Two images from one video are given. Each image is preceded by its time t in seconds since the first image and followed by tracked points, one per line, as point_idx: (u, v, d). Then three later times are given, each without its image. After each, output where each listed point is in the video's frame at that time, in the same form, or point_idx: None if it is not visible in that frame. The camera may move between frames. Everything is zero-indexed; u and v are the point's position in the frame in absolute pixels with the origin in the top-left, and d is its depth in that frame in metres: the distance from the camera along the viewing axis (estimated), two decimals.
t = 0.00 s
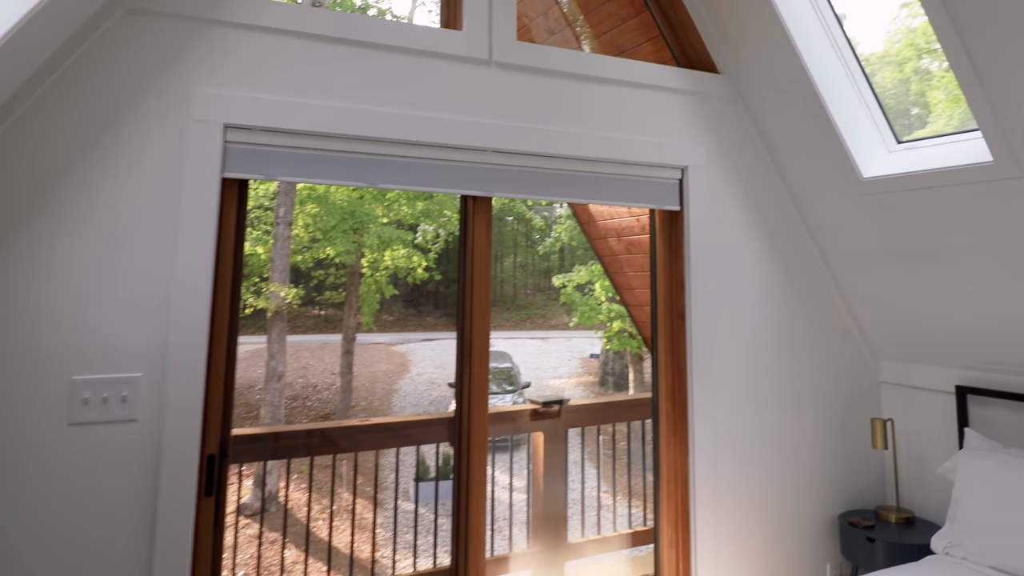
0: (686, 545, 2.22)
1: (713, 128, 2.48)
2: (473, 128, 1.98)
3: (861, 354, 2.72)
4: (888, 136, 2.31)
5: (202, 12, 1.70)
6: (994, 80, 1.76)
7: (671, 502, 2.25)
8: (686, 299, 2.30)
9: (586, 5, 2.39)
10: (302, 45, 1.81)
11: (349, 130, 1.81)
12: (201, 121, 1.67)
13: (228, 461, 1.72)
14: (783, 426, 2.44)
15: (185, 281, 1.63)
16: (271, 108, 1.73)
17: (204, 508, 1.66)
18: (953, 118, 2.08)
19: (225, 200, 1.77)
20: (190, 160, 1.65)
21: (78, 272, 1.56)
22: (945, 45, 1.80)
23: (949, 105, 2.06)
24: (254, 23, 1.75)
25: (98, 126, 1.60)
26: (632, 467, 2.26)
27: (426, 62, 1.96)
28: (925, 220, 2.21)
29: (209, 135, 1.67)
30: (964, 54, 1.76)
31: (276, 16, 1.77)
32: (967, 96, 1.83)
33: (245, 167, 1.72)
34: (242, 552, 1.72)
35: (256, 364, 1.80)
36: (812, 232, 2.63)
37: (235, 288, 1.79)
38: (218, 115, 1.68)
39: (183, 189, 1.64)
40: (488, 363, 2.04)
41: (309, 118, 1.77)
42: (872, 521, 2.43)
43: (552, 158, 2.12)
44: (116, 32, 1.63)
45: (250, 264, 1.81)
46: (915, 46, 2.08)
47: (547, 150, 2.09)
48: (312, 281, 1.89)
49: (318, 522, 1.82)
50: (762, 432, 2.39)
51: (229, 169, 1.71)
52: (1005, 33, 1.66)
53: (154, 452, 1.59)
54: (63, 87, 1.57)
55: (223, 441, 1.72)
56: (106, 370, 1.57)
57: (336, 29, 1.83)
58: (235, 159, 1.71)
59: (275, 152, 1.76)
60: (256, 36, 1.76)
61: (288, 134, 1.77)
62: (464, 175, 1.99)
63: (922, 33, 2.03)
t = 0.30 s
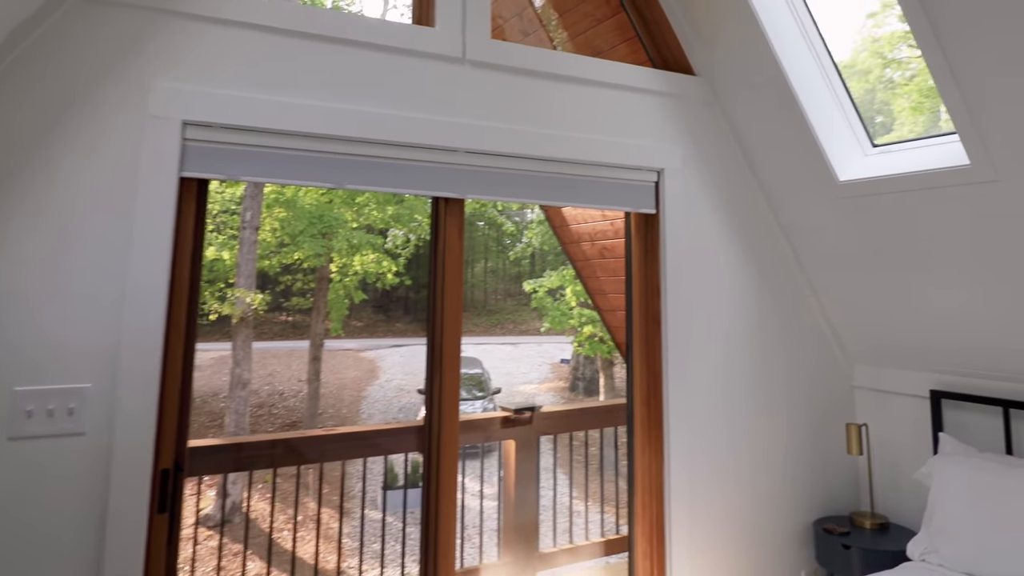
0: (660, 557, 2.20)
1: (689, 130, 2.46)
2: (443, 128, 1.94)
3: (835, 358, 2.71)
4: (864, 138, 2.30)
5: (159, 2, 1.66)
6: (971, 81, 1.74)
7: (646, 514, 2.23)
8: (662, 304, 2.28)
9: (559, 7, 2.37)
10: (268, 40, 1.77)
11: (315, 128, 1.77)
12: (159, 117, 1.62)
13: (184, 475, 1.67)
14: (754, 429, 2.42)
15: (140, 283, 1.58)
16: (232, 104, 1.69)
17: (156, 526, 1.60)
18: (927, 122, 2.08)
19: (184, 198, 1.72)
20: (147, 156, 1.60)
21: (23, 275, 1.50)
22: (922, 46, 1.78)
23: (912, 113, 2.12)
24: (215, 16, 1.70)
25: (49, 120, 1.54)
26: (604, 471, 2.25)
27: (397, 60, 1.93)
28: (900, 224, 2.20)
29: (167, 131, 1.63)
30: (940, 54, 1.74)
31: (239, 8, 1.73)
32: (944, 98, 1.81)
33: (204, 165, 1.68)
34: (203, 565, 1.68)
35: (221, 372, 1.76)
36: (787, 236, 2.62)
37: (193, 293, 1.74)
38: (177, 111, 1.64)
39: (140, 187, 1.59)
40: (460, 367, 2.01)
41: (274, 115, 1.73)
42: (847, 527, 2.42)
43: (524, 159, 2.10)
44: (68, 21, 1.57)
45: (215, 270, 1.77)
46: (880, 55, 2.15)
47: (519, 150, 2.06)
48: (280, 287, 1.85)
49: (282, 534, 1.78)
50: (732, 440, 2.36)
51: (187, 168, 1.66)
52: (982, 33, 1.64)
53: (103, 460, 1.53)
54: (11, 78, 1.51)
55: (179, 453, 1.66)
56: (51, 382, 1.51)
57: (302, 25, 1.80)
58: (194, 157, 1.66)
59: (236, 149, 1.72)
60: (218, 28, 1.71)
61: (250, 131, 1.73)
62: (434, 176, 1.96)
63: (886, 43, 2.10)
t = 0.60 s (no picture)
0: (635, 563, 2.19)
1: (665, 128, 2.44)
2: (412, 120, 1.90)
3: (809, 358, 2.70)
4: (840, 138, 2.28)
5: None
6: (950, 78, 1.72)
7: (621, 519, 2.22)
8: (637, 304, 2.26)
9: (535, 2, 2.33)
10: (229, 27, 1.71)
11: (277, 118, 1.73)
12: (110, 103, 1.56)
13: (134, 485, 1.60)
14: (745, 426, 2.45)
15: (91, 284, 1.51)
16: (189, 91, 1.63)
17: (104, 539, 1.54)
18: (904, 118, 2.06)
19: (137, 191, 1.66)
20: (98, 144, 1.54)
21: None
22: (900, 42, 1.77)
23: (876, 121, 2.17)
24: None
25: None
26: (575, 476, 2.23)
27: (365, 50, 1.88)
28: (875, 224, 2.19)
29: (120, 118, 1.56)
30: (919, 50, 1.72)
31: None
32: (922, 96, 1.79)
33: (159, 155, 1.62)
34: None
35: (183, 378, 1.71)
36: (763, 235, 2.60)
37: (145, 297, 1.67)
38: (130, 97, 1.58)
39: (89, 177, 1.53)
40: (430, 373, 1.96)
41: (233, 103, 1.68)
42: (822, 530, 2.42)
43: (495, 154, 2.06)
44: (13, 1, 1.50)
45: (177, 272, 1.72)
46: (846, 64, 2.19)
47: (490, 144, 2.02)
48: (244, 290, 1.81)
49: (244, 543, 1.74)
50: (713, 440, 2.36)
51: (140, 159, 1.60)
52: (961, 28, 1.62)
53: (45, 469, 1.46)
54: None
55: (129, 462, 1.61)
56: None
57: (265, 11, 1.75)
58: (148, 146, 1.61)
59: (192, 139, 1.66)
60: (174, 11, 1.66)
61: (208, 120, 1.67)
62: (403, 169, 1.92)
63: (852, 52, 2.15)
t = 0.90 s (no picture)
0: (611, 568, 2.17)
1: (642, 123, 2.40)
2: (381, 110, 1.85)
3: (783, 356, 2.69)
4: (817, 136, 2.27)
5: None
6: (929, 72, 1.70)
7: (596, 527, 2.20)
8: (614, 303, 2.24)
9: None
10: (190, 8, 1.64)
11: (239, 103, 1.66)
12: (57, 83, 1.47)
13: (81, 494, 1.54)
14: (712, 433, 2.41)
15: (33, 284, 1.43)
16: (145, 73, 1.56)
17: (46, 554, 1.48)
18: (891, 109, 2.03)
19: (86, 180, 1.60)
20: (45, 127, 1.46)
21: None
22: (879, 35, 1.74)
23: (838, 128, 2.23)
24: None
25: None
26: (545, 478, 2.18)
27: (335, 34, 1.83)
28: (853, 221, 2.17)
29: (68, 99, 1.48)
30: (898, 42, 1.70)
31: None
32: (900, 88, 1.77)
33: (109, 141, 1.54)
34: None
35: (141, 382, 1.65)
36: (739, 233, 2.58)
37: (94, 298, 1.61)
38: (79, 77, 1.49)
39: (35, 163, 1.44)
40: (402, 364, 1.94)
41: (192, 86, 1.61)
42: (797, 532, 2.42)
43: (467, 145, 2.02)
44: None
45: (136, 273, 1.65)
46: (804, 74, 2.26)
47: (461, 134, 1.98)
48: (206, 292, 1.74)
49: (204, 551, 1.69)
50: (688, 444, 2.34)
51: (89, 144, 1.53)
52: (943, 22, 1.59)
53: None
54: None
55: (75, 470, 1.55)
56: None
57: None
58: (98, 129, 1.54)
59: (146, 123, 1.59)
60: None
61: (164, 103, 1.60)
62: (372, 159, 1.87)
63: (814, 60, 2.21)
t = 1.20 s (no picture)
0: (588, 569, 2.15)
1: (620, 120, 2.33)
2: (353, 99, 1.76)
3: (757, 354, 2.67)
4: (795, 133, 2.24)
5: None
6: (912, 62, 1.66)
7: (573, 528, 2.17)
8: (591, 301, 2.21)
9: None
10: None
11: (202, 87, 1.56)
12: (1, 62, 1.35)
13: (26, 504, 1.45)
14: (685, 434, 2.38)
15: None
16: (99, 52, 1.45)
17: None
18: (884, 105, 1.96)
19: (32, 164, 1.49)
20: None
21: None
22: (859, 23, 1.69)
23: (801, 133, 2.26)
24: None
25: None
26: (515, 479, 2.13)
27: (305, 17, 1.73)
28: (835, 218, 2.12)
29: (13, 80, 1.36)
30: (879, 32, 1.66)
31: None
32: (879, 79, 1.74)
33: (59, 126, 1.43)
34: None
35: (97, 385, 1.55)
36: (716, 232, 2.53)
37: (42, 293, 1.50)
38: (25, 56, 1.38)
39: None
40: (372, 365, 1.87)
41: (149, 67, 1.50)
42: (772, 532, 2.41)
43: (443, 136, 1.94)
44: None
45: (92, 273, 1.55)
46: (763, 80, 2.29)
47: (435, 125, 1.90)
48: (167, 293, 1.64)
49: (161, 559, 1.61)
50: (664, 448, 2.31)
51: (34, 129, 1.41)
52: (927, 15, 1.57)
53: None
54: None
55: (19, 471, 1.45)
56: None
57: None
58: (45, 114, 1.42)
59: (101, 107, 1.49)
60: None
61: (119, 87, 1.49)
62: (342, 150, 1.78)
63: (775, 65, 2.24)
